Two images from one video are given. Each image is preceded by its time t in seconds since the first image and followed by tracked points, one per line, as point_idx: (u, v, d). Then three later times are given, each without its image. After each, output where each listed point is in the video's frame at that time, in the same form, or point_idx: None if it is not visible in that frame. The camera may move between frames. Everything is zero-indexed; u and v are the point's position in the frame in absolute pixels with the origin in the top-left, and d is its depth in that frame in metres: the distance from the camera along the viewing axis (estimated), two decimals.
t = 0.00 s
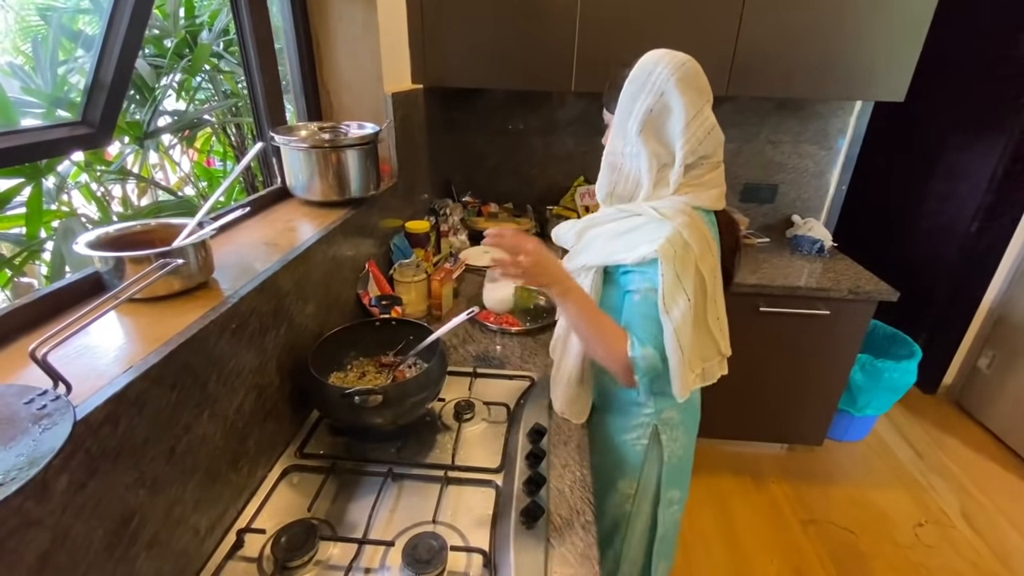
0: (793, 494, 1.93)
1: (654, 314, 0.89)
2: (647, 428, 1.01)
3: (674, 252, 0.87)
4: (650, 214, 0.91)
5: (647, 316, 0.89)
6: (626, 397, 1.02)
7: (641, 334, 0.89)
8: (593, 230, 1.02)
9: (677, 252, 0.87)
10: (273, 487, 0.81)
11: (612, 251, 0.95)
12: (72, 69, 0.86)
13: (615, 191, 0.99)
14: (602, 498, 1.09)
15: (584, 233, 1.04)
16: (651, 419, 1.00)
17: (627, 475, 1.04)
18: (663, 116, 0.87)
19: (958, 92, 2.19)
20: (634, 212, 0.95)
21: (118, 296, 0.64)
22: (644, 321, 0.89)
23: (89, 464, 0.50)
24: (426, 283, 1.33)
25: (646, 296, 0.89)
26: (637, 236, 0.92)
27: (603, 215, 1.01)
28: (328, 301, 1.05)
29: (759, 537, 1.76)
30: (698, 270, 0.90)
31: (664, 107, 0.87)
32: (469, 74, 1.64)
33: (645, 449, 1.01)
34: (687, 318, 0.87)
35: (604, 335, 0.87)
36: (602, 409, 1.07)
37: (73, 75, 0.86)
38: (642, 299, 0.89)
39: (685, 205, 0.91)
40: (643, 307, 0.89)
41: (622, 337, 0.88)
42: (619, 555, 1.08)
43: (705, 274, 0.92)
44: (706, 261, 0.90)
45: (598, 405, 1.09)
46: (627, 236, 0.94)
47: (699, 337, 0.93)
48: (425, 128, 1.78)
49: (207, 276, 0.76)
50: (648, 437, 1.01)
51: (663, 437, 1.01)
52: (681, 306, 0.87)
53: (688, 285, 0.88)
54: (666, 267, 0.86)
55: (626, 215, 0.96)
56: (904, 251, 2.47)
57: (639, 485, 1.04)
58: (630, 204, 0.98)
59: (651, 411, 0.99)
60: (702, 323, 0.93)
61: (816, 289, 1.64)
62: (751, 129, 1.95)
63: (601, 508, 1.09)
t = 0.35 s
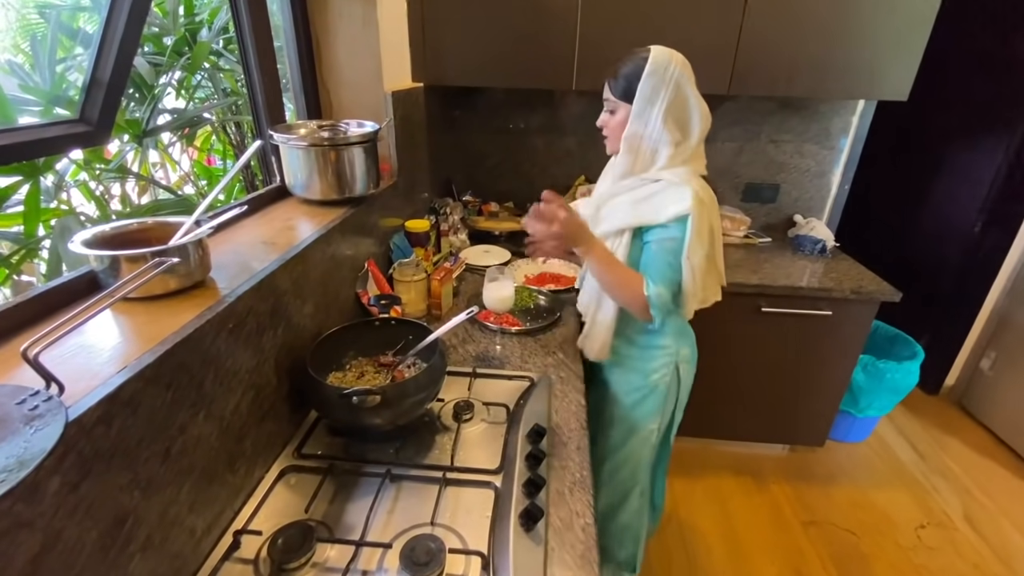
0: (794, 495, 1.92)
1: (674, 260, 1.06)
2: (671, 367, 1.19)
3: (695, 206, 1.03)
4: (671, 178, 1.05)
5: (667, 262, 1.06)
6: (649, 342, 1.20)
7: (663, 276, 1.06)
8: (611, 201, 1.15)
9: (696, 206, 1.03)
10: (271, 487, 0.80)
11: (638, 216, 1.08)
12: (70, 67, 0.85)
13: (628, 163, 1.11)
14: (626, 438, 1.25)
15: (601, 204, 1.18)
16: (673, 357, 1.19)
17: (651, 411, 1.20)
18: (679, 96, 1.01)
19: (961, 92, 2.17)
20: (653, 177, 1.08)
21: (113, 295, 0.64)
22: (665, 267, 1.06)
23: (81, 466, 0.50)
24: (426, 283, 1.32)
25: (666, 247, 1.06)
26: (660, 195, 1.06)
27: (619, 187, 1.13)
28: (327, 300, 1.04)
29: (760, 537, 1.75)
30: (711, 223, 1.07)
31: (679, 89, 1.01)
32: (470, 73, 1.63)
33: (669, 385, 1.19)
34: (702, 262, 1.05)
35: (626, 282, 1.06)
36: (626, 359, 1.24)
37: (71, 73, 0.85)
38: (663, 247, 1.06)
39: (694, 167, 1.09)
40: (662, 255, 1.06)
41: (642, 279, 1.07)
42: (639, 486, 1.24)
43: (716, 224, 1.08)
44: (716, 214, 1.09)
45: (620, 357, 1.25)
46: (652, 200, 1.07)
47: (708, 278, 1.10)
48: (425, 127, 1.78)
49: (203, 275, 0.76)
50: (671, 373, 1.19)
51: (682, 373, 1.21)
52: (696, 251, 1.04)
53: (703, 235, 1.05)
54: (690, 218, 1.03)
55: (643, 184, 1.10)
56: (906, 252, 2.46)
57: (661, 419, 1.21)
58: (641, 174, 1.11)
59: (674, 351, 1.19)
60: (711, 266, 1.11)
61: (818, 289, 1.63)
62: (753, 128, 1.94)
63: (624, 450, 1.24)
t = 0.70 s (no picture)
0: (795, 496, 1.91)
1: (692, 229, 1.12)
2: (680, 345, 1.26)
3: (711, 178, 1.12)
4: (683, 157, 1.12)
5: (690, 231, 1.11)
6: (660, 325, 1.25)
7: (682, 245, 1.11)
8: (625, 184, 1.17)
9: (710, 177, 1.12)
10: (268, 487, 0.80)
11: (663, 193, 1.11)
12: (70, 65, 0.84)
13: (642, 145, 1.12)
14: (642, 417, 1.32)
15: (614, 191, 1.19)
16: (681, 335, 1.26)
17: (665, 388, 1.28)
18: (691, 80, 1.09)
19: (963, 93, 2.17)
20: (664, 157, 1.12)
21: (109, 294, 0.63)
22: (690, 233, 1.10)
23: (75, 466, 0.49)
24: (425, 282, 1.32)
25: (681, 217, 1.11)
26: (673, 173, 1.12)
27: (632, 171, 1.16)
28: (325, 300, 1.04)
29: (760, 538, 1.75)
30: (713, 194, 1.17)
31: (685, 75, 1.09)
32: (471, 72, 1.63)
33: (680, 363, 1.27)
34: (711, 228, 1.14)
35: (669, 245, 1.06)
36: (638, 348, 1.27)
37: (70, 71, 0.84)
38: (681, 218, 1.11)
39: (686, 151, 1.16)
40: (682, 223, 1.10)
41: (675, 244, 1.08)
42: (653, 452, 1.35)
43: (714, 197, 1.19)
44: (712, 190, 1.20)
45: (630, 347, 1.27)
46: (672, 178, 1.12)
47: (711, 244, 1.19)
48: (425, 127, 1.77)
49: (200, 274, 0.75)
50: (682, 350, 1.26)
51: (689, 348, 1.29)
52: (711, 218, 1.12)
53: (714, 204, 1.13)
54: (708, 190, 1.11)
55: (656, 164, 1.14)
56: (908, 252, 2.45)
57: (672, 392, 1.30)
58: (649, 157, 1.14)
59: (682, 329, 1.26)
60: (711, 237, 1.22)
61: (819, 290, 1.63)
62: (754, 128, 1.93)
63: (642, 426, 1.33)
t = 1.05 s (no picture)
0: (795, 497, 1.91)
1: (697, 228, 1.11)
2: (683, 340, 1.29)
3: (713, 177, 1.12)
4: (685, 158, 1.12)
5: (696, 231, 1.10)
6: (665, 324, 1.27)
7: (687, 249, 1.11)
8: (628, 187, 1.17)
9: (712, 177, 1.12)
10: (267, 488, 0.80)
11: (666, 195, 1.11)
12: (70, 65, 0.84)
13: (641, 150, 1.12)
14: (649, 417, 1.32)
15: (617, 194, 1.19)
16: (683, 329, 1.29)
17: (670, 386, 1.30)
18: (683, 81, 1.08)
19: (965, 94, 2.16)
20: (663, 160, 1.12)
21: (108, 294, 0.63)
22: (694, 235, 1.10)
23: (74, 467, 0.49)
24: (425, 283, 1.32)
25: (687, 219, 1.10)
26: (672, 176, 1.11)
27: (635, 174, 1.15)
28: (325, 300, 1.04)
29: (761, 539, 1.75)
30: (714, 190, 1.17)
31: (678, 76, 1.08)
32: (471, 73, 1.63)
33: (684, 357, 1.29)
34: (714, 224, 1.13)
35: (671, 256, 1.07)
36: (642, 349, 1.27)
37: (71, 71, 0.84)
38: (687, 219, 1.10)
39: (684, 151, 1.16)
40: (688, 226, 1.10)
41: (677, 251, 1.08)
42: (660, 449, 1.36)
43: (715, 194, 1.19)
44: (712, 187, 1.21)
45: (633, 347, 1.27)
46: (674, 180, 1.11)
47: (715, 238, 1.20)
48: (426, 127, 1.77)
49: (199, 275, 0.75)
50: (684, 347, 1.30)
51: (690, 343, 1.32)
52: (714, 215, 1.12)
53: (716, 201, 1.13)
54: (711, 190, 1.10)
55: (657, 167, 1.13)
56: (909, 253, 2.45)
57: (676, 389, 1.32)
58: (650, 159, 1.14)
59: (684, 324, 1.29)
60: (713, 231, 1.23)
61: (820, 291, 1.62)
62: (755, 129, 1.93)
63: (649, 426, 1.33)
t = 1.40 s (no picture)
0: (796, 498, 1.91)
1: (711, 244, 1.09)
2: (681, 346, 1.28)
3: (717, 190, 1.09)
4: (682, 167, 1.11)
5: (709, 248, 1.08)
6: (662, 329, 1.26)
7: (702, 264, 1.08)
8: (626, 195, 1.16)
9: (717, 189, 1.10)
10: (269, 488, 0.80)
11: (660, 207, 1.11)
12: (72, 66, 0.85)
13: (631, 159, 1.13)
14: (647, 423, 1.32)
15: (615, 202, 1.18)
16: (682, 335, 1.28)
17: (668, 391, 1.29)
18: (666, 83, 1.05)
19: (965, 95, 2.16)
20: (662, 169, 1.11)
21: (110, 294, 0.63)
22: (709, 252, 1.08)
23: (77, 467, 0.49)
24: (426, 284, 1.32)
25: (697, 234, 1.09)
26: (664, 185, 1.11)
27: (632, 182, 1.15)
28: (326, 301, 1.04)
29: (761, 541, 1.74)
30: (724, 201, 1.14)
31: (663, 79, 1.05)
32: (472, 74, 1.63)
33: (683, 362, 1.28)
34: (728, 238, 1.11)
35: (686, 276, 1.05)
36: (639, 354, 1.27)
37: (73, 72, 0.85)
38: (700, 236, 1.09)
39: (684, 158, 1.14)
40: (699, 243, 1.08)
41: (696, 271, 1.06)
42: (660, 455, 1.36)
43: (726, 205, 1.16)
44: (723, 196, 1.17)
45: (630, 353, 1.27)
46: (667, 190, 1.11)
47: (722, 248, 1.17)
48: (427, 128, 1.77)
49: (202, 275, 0.75)
50: (683, 352, 1.28)
51: (689, 348, 1.31)
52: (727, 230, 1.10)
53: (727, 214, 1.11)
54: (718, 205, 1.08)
55: (653, 175, 1.13)
56: (910, 254, 2.45)
57: (675, 394, 1.31)
58: (643, 166, 1.13)
59: (682, 330, 1.28)
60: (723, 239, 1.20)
61: (821, 292, 1.62)
62: (756, 130, 1.93)
63: (647, 432, 1.33)
